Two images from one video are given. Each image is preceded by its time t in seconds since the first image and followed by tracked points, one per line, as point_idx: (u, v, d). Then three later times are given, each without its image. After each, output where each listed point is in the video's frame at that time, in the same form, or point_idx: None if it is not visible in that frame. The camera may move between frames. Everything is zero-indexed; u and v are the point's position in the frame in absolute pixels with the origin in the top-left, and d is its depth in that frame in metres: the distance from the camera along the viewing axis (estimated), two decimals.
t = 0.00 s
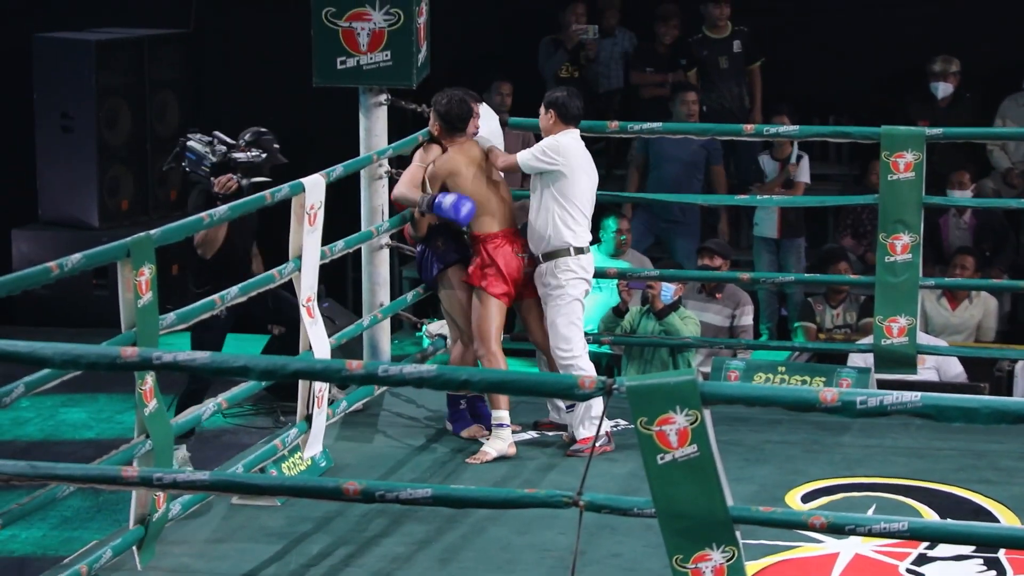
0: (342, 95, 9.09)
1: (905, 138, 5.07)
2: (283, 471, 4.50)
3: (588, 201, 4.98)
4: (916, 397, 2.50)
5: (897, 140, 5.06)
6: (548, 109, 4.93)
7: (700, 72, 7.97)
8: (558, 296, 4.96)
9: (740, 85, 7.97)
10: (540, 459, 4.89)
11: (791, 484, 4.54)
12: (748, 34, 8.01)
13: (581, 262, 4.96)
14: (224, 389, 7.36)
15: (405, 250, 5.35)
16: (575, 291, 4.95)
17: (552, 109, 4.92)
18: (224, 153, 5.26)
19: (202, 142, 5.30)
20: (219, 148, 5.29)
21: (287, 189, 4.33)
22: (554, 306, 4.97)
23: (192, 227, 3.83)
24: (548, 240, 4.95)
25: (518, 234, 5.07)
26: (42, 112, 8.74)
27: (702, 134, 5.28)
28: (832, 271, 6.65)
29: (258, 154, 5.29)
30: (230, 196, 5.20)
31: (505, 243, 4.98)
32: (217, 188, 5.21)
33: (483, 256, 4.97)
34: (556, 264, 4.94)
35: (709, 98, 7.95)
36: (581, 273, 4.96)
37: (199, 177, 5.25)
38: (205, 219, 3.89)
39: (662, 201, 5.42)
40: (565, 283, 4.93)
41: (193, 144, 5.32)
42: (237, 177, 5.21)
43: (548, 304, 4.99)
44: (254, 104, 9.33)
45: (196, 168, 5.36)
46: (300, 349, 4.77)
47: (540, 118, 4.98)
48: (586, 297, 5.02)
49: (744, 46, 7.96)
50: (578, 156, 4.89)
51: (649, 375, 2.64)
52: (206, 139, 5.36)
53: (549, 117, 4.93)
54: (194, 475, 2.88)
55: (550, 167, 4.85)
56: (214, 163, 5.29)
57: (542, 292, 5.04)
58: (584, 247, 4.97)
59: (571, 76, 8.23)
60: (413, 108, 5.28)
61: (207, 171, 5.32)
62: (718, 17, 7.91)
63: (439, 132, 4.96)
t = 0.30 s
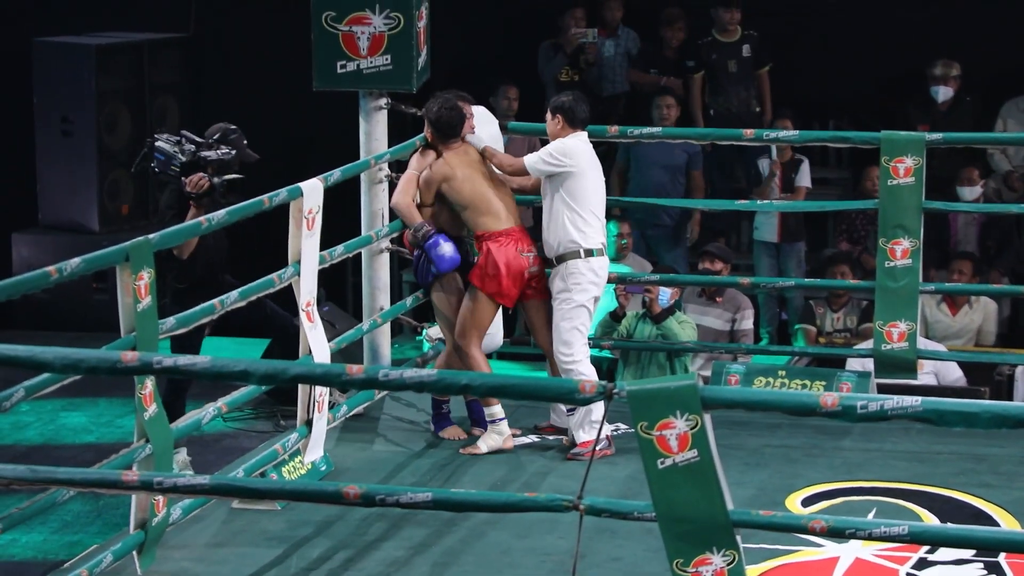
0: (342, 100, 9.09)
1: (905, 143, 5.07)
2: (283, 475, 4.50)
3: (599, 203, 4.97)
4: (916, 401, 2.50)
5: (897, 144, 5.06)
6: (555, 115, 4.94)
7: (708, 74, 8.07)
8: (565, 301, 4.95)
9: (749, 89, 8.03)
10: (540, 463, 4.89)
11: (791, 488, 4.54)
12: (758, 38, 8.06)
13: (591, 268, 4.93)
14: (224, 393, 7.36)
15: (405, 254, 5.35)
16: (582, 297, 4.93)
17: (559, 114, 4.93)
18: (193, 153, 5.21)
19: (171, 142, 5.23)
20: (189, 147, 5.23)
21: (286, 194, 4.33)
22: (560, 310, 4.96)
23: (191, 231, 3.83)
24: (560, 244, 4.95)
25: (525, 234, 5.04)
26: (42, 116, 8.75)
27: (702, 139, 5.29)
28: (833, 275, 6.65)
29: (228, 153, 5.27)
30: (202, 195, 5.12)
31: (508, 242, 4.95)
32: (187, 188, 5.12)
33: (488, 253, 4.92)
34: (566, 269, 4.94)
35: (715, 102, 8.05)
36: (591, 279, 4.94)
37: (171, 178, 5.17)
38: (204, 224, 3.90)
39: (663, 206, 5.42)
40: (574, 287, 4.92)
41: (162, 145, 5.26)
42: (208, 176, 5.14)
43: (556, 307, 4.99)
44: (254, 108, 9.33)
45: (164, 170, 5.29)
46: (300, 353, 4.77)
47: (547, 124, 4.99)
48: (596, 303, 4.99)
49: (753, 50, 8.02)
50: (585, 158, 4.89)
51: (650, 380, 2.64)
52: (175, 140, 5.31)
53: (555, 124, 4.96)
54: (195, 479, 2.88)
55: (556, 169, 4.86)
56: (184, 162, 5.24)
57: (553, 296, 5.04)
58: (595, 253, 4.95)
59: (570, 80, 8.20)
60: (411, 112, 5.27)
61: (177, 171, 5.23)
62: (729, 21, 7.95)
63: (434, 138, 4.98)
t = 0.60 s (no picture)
0: (344, 102, 9.09)
1: (905, 144, 5.07)
2: (283, 477, 4.50)
3: (616, 210, 4.96)
4: (915, 403, 2.50)
5: (897, 146, 5.06)
6: (572, 121, 4.93)
7: (725, 74, 8.09)
8: (580, 306, 4.94)
9: (767, 91, 8.03)
10: (540, 465, 4.89)
11: (791, 490, 4.54)
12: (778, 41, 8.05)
13: (608, 276, 4.92)
14: (223, 395, 7.36)
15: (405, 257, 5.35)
16: (599, 305, 4.92)
17: (577, 121, 4.93)
18: (183, 154, 5.17)
19: (157, 146, 5.17)
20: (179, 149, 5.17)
21: (288, 195, 4.33)
22: (572, 313, 4.95)
23: (193, 232, 3.84)
24: (580, 251, 4.94)
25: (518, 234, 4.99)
26: (43, 118, 8.77)
27: (703, 140, 5.29)
28: (834, 276, 6.65)
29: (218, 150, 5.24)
30: (200, 196, 5.15)
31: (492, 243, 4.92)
32: (185, 189, 5.15)
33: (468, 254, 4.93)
34: (586, 275, 4.94)
35: (731, 103, 8.08)
36: (607, 288, 4.92)
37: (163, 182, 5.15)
38: (205, 225, 3.90)
39: (663, 207, 5.42)
40: (589, 290, 4.92)
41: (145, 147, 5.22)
42: (205, 176, 5.15)
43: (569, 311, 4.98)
44: (256, 110, 9.35)
45: (152, 174, 5.23)
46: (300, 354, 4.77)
47: (564, 130, 4.99)
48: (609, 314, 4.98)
49: (772, 53, 8.01)
50: (602, 164, 4.88)
51: (649, 381, 2.64)
52: (159, 142, 5.25)
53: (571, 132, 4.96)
54: (194, 481, 2.88)
55: (573, 173, 4.86)
56: (175, 163, 5.17)
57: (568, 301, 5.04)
58: (617, 265, 4.94)
59: (569, 81, 8.26)
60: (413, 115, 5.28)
61: (167, 173, 5.18)
62: (748, 22, 7.95)
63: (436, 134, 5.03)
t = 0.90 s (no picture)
0: (344, 103, 9.08)
1: (903, 145, 5.07)
2: (281, 477, 4.50)
3: (622, 213, 4.94)
4: (913, 403, 2.50)
5: (896, 146, 5.06)
6: (582, 124, 4.88)
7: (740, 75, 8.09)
8: (585, 311, 4.93)
9: (779, 93, 8.02)
10: (538, 465, 4.89)
11: (789, 490, 4.54)
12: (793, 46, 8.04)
13: (612, 280, 4.90)
14: (222, 396, 7.36)
15: (404, 257, 5.35)
16: (603, 310, 4.90)
17: (586, 123, 4.87)
18: (180, 151, 5.16)
19: (152, 145, 5.17)
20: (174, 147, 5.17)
21: (287, 195, 4.33)
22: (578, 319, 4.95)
23: (192, 232, 3.84)
24: (585, 253, 4.94)
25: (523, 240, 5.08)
26: (42, 120, 8.76)
27: (701, 141, 5.29)
28: (835, 277, 6.65)
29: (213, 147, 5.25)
30: (200, 192, 5.12)
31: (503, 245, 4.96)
32: (183, 185, 5.12)
33: (481, 253, 4.95)
34: (592, 279, 4.92)
35: (744, 104, 8.11)
36: (612, 292, 4.91)
37: (160, 180, 5.15)
38: (205, 225, 3.90)
39: (662, 207, 5.42)
40: (595, 295, 4.90)
41: (140, 148, 5.22)
42: (204, 172, 5.13)
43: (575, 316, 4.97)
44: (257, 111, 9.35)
45: (148, 173, 5.24)
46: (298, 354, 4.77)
47: (573, 131, 4.94)
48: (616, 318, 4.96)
49: (787, 56, 8.00)
50: (608, 166, 4.86)
51: (647, 382, 2.64)
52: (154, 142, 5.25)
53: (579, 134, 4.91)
54: (192, 481, 2.88)
55: (578, 175, 4.86)
56: (173, 160, 5.16)
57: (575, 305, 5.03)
58: (623, 268, 4.93)
59: (567, 83, 8.26)
60: (412, 115, 5.27)
61: (164, 172, 5.18)
62: (765, 24, 7.95)
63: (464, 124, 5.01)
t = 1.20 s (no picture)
0: (343, 101, 9.09)
1: (900, 144, 5.07)
2: (278, 476, 4.50)
3: (627, 218, 4.92)
4: (909, 401, 2.50)
5: (893, 145, 5.06)
6: (583, 128, 4.86)
7: (743, 71, 8.09)
8: (586, 312, 4.92)
9: (780, 92, 8.02)
10: (535, 464, 4.89)
11: (786, 489, 4.54)
12: (799, 45, 8.05)
13: (615, 283, 4.90)
14: (219, 395, 7.35)
15: (401, 256, 5.35)
16: (604, 312, 4.90)
17: (587, 128, 4.85)
18: (173, 149, 5.15)
19: (145, 145, 5.16)
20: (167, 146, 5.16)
21: (283, 194, 4.33)
22: (577, 319, 4.93)
23: (188, 231, 3.83)
24: (588, 256, 4.92)
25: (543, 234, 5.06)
26: (39, 118, 8.75)
27: (698, 140, 5.28)
28: (833, 276, 6.65)
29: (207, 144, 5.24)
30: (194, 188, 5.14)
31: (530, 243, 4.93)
32: (176, 183, 5.14)
33: (509, 252, 4.91)
34: (595, 281, 4.91)
35: (746, 101, 8.10)
36: (615, 296, 4.91)
37: (154, 179, 5.12)
38: (201, 224, 3.90)
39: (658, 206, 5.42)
40: (597, 297, 4.89)
41: (134, 149, 5.21)
42: (198, 169, 5.15)
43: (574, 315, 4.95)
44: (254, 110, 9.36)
45: (141, 173, 5.23)
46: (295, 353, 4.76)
47: (574, 136, 4.92)
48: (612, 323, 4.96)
49: (791, 55, 8.02)
50: (615, 171, 4.84)
51: (644, 380, 2.64)
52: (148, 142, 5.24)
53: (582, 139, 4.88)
54: (189, 480, 2.88)
55: (585, 179, 4.82)
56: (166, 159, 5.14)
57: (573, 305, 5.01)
58: (625, 272, 4.93)
59: (562, 82, 8.25)
60: (408, 113, 5.28)
61: (157, 171, 5.17)
62: (771, 23, 7.95)
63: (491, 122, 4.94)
